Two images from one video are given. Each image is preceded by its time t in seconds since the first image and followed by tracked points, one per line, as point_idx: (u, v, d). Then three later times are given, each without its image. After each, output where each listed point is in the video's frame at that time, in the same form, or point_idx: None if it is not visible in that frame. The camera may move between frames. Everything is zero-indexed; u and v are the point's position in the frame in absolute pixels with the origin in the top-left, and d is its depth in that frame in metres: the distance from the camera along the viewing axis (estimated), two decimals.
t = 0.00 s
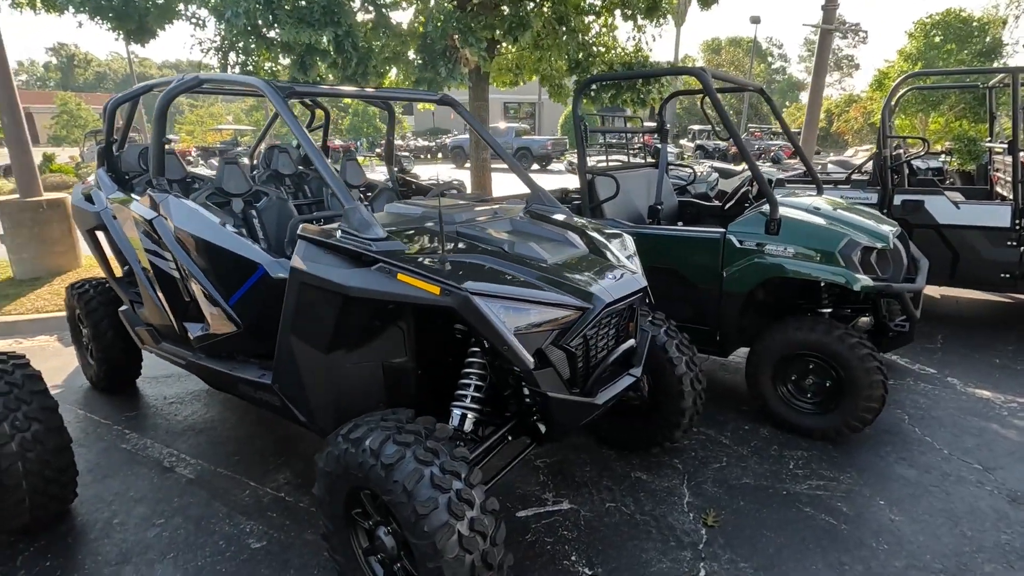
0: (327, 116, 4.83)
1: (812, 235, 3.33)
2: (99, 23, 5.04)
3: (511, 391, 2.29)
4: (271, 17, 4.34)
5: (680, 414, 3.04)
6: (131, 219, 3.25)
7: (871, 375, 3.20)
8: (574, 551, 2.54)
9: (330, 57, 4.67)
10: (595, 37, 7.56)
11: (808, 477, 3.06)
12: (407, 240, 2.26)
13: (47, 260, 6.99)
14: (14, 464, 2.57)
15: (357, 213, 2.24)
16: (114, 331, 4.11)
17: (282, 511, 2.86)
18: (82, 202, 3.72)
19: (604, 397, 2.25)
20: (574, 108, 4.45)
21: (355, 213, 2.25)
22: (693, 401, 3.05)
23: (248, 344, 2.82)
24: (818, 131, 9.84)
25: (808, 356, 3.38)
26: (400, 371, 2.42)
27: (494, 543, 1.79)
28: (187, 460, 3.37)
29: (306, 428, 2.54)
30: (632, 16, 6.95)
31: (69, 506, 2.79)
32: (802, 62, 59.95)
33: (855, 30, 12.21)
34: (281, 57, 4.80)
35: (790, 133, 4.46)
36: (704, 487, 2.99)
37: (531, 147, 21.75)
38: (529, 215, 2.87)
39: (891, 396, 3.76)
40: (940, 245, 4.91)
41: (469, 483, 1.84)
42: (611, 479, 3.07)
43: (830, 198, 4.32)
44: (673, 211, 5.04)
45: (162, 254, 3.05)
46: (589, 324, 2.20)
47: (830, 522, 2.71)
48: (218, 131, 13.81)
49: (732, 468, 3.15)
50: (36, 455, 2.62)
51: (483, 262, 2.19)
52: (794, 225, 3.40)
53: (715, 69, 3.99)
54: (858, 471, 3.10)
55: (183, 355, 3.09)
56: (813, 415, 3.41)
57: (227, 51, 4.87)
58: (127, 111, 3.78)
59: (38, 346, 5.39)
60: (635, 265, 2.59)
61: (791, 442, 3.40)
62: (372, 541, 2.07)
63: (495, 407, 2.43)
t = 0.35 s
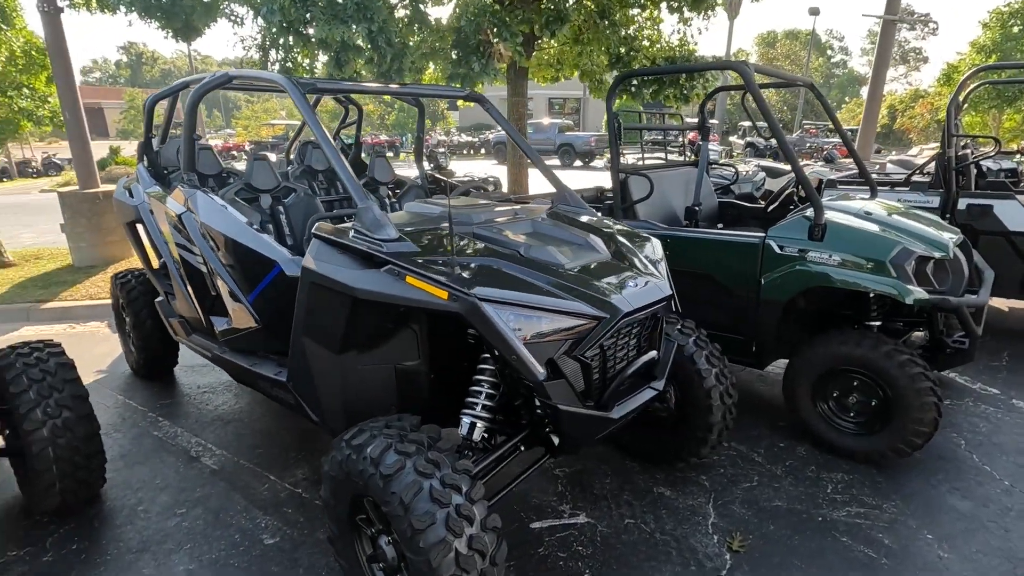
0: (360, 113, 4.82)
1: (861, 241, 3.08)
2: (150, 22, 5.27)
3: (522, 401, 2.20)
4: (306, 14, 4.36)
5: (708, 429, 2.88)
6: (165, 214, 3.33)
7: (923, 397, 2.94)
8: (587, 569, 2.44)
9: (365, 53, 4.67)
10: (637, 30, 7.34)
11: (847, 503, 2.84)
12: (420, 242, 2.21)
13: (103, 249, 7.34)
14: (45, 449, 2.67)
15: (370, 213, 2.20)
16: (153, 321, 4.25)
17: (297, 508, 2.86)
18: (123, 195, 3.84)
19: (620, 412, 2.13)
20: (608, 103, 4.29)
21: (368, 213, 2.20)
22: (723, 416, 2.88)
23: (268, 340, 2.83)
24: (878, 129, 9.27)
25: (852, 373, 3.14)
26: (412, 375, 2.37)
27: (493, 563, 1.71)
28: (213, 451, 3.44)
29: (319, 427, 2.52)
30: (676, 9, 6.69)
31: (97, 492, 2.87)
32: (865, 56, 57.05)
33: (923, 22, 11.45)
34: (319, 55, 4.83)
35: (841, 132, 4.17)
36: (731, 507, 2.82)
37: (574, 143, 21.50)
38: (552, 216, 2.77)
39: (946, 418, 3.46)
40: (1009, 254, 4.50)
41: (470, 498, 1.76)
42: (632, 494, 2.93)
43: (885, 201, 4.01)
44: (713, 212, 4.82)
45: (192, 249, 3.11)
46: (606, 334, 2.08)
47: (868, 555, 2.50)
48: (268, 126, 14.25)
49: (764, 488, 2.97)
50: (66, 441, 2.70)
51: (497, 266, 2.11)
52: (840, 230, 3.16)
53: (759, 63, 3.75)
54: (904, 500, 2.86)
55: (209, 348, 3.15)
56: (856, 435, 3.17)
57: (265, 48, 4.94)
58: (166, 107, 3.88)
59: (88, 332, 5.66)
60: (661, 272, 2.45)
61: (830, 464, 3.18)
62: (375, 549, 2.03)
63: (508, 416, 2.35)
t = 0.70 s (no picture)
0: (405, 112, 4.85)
1: (928, 248, 2.88)
2: (210, 24, 5.52)
3: (560, 405, 2.16)
4: (355, 15, 4.42)
5: (754, 441, 2.75)
6: (218, 210, 3.44)
7: (993, 417, 2.72)
8: None
9: (411, 53, 4.71)
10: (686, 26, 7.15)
11: (905, 527, 2.66)
12: (460, 242, 2.20)
13: (162, 242, 7.70)
14: (103, 432, 2.80)
15: (411, 211, 2.20)
16: (205, 312, 4.41)
17: (335, 501, 2.90)
18: (179, 191, 4.00)
19: (661, 421, 2.06)
20: (656, 101, 4.17)
21: (409, 212, 2.21)
22: (770, 428, 2.74)
23: (311, 335, 2.88)
24: (946, 128, 8.72)
25: (913, 388, 2.94)
26: (449, 375, 2.37)
27: (526, 571, 1.67)
28: (257, 440, 3.54)
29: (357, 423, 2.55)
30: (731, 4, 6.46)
31: (149, 475, 3.00)
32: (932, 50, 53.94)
33: (1001, 15, 10.70)
34: (366, 55, 4.91)
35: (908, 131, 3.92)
36: (777, 524, 2.69)
37: (619, 142, 21.19)
38: (595, 216, 2.71)
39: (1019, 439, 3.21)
40: None
41: (504, 503, 1.73)
42: (671, 504, 2.84)
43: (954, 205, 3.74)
44: (763, 214, 4.63)
45: (242, 244, 3.21)
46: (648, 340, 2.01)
47: None
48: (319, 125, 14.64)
49: (813, 506, 2.82)
50: (121, 426, 2.83)
51: (536, 267, 2.07)
52: (904, 236, 2.97)
53: (818, 59, 3.55)
54: (969, 526, 2.66)
55: (255, 340, 3.24)
56: (916, 454, 2.97)
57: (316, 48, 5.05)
58: (221, 106, 4.02)
59: (147, 320, 5.94)
60: (707, 277, 2.36)
61: (886, 483, 2.99)
62: (408, 548, 2.02)
63: (544, 420, 2.31)
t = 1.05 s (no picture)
0: (439, 114, 4.94)
1: (973, 256, 2.76)
2: (256, 30, 5.76)
3: (580, 406, 2.18)
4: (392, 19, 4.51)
5: (781, 450, 2.70)
6: (260, 208, 3.59)
7: None
8: None
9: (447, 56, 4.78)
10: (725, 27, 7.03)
11: (940, 545, 2.57)
12: (485, 242, 2.25)
13: (209, 237, 8.04)
14: (148, 417, 2.96)
15: (438, 212, 2.26)
16: (246, 306, 4.60)
17: (363, 492, 2.99)
18: (224, 189, 4.19)
19: (681, 425, 2.05)
20: (691, 103, 4.10)
21: (436, 212, 2.27)
22: (799, 437, 2.69)
23: (342, 330, 2.98)
24: (1005, 131, 8.29)
25: (953, 401, 2.82)
26: (473, 372, 2.41)
27: (540, 566, 1.70)
28: (291, 431, 3.67)
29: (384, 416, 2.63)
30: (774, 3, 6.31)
31: (190, 460, 3.16)
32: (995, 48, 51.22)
33: None
34: (404, 57, 5.01)
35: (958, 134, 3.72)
36: (803, 535, 2.63)
37: (657, 144, 20.93)
38: (622, 219, 2.71)
39: None
40: None
41: (521, 499, 1.76)
42: (695, 510, 2.82)
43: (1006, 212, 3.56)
44: (800, 219, 4.52)
45: (281, 242, 3.34)
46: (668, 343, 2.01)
47: None
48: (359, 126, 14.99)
49: (843, 519, 2.75)
50: (165, 412, 2.99)
51: (559, 268, 2.10)
52: (948, 243, 2.86)
53: (859, 61, 3.44)
54: (1011, 548, 2.54)
55: (290, 334, 3.36)
56: (956, 470, 2.85)
57: (355, 53, 5.20)
58: (264, 108, 4.18)
59: (193, 312, 6.22)
60: (735, 282, 2.33)
61: (922, 499, 2.88)
62: (428, 540, 2.08)
63: (566, 420, 2.33)
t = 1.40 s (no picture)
0: (463, 118, 5.04)
1: (996, 264, 2.67)
2: (291, 36, 5.99)
3: (579, 404, 2.22)
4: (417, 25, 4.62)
5: (787, 457, 2.68)
6: (285, 208, 3.75)
7: None
8: None
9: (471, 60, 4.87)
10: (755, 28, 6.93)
11: (950, 559, 2.51)
12: (490, 243, 2.32)
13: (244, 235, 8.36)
14: (176, 403, 3.14)
15: (445, 212, 2.34)
16: (273, 301, 4.79)
17: (374, 482, 3.10)
18: (254, 189, 4.38)
19: (677, 426, 2.07)
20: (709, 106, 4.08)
21: (444, 213, 2.35)
22: (805, 444, 2.66)
23: (358, 326, 3.10)
24: None
25: (971, 414, 2.74)
26: (478, 369, 2.48)
27: (529, 557, 1.75)
28: (310, 422, 3.81)
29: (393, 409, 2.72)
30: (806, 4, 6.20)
31: (214, 445, 3.33)
32: None
33: None
34: (429, 62, 5.14)
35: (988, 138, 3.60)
36: (808, 544, 2.61)
37: (690, 147, 20.65)
38: (630, 222, 2.74)
39: None
40: None
41: (512, 491, 1.82)
42: (699, 514, 2.82)
43: None
44: (823, 224, 4.45)
45: (303, 240, 3.48)
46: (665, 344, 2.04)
47: None
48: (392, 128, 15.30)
49: (851, 529, 2.70)
50: (191, 399, 3.17)
51: (559, 269, 2.15)
52: (968, 250, 2.78)
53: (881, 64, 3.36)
54: None
55: (311, 328, 3.50)
56: (973, 484, 2.77)
57: (383, 57, 5.34)
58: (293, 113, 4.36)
59: (227, 307, 6.49)
60: (738, 285, 2.33)
61: (937, 513, 2.81)
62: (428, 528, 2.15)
63: (567, 418, 2.37)
